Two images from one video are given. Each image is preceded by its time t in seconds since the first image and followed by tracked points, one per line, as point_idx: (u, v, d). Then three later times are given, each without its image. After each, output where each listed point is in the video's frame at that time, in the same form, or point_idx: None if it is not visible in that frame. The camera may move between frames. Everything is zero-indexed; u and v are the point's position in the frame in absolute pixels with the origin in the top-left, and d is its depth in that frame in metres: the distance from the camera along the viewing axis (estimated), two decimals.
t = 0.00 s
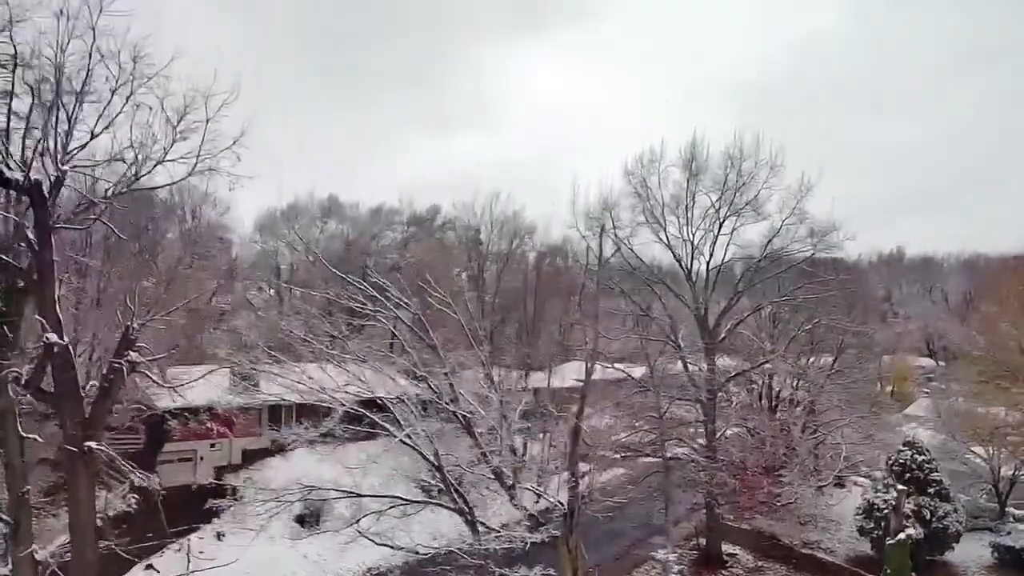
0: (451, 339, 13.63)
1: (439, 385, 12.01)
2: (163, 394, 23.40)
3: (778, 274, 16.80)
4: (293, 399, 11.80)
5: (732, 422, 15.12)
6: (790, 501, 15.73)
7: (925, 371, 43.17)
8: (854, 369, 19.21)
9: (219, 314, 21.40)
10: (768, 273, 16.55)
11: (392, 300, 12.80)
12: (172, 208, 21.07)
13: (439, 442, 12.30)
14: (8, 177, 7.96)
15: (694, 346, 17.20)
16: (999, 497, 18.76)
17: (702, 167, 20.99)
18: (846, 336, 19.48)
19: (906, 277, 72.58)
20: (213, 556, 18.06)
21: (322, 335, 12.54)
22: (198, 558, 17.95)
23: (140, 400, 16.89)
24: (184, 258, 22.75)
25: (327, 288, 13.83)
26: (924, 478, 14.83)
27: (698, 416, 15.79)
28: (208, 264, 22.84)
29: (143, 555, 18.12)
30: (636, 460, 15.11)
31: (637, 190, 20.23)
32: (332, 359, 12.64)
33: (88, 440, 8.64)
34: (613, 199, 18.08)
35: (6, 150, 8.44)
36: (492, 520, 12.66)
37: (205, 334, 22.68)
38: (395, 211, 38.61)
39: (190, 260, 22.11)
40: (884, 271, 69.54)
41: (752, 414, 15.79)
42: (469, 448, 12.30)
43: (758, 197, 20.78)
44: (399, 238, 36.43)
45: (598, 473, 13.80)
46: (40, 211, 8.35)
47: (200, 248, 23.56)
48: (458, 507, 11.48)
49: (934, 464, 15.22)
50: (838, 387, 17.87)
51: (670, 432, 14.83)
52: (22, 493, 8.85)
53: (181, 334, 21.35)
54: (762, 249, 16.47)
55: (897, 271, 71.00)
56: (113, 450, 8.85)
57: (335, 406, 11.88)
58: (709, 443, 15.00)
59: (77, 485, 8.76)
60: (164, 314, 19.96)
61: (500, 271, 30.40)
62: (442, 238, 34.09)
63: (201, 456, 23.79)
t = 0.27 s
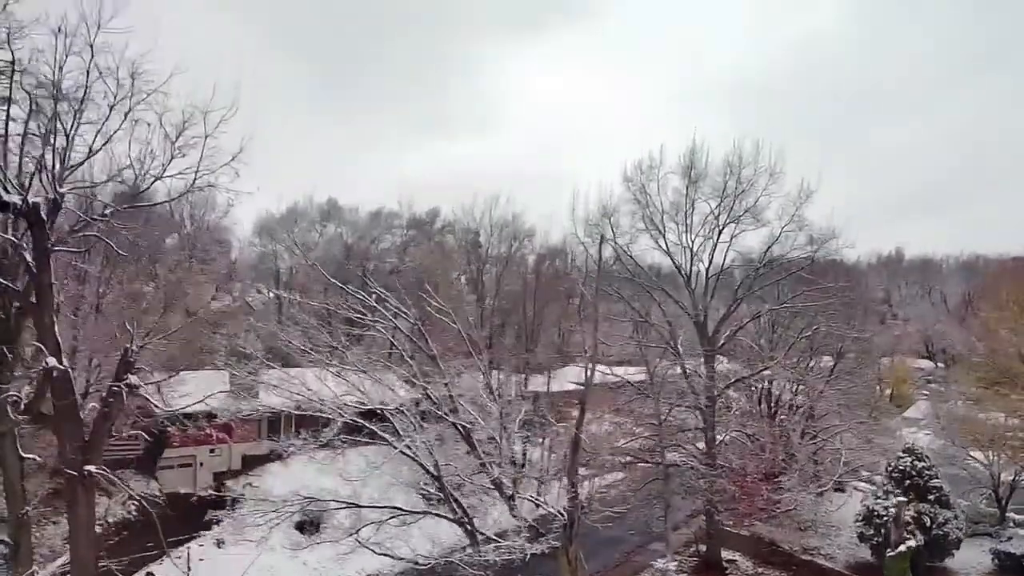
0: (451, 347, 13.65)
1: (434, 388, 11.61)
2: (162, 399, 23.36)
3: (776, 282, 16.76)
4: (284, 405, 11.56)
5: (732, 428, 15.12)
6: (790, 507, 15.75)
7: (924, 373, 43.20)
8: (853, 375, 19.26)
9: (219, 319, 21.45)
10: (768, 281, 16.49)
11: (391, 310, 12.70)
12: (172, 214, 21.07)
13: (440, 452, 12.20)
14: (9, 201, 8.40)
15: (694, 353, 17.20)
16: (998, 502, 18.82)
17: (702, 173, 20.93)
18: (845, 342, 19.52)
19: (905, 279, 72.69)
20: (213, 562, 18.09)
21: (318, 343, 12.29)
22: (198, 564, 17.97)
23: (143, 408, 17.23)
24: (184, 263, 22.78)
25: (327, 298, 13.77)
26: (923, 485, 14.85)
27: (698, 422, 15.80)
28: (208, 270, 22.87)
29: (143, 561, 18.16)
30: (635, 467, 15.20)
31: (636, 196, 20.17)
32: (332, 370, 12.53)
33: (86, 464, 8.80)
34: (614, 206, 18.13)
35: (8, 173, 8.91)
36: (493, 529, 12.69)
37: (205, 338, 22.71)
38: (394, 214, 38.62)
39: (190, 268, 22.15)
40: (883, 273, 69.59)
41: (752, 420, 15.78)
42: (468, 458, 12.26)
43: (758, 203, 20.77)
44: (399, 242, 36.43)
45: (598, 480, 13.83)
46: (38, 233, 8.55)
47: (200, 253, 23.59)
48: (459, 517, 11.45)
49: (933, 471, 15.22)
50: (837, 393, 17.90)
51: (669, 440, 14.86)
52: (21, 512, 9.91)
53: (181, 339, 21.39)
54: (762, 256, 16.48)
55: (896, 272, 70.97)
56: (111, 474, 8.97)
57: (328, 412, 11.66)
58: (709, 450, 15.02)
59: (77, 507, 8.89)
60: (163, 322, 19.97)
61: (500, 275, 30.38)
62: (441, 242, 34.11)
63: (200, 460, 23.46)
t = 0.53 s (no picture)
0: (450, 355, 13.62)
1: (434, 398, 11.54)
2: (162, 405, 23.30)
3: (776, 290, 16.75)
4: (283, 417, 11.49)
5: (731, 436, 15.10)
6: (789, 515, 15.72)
7: (924, 376, 43.22)
8: (852, 381, 19.26)
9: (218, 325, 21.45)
10: (768, 290, 16.47)
11: (392, 321, 12.66)
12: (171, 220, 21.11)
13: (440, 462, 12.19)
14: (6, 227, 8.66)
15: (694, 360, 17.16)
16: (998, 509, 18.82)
17: (702, 180, 20.89)
18: (845, 349, 19.52)
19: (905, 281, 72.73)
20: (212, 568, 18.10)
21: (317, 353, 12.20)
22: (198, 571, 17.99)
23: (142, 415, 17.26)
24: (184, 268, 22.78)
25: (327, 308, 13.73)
26: (922, 492, 14.76)
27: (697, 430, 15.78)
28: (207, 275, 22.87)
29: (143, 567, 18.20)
30: (635, 475, 15.20)
31: (636, 204, 20.13)
32: (331, 381, 12.47)
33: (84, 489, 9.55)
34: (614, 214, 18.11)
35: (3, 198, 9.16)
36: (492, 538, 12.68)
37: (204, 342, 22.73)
38: (394, 217, 38.63)
39: (189, 274, 22.17)
40: (883, 275, 69.62)
41: (752, 427, 15.78)
42: (468, 467, 12.24)
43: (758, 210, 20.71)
44: (398, 246, 36.47)
45: (597, 489, 13.84)
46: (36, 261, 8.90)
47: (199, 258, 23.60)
48: (457, 529, 11.41)
49: (932, 479, 15.24)
50: (837, 400, 17.89)
51: (669, 448, 14.88)
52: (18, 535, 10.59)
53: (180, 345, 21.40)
54: (762, 263, 16.43)
55: (896, 275, 71.00)
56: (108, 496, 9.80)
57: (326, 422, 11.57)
58: (708, 458, 15.02)
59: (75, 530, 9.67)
60: (162, 329, 19.99)
61: (500, 279, 30.39)
62: (440, 246, 34.11)
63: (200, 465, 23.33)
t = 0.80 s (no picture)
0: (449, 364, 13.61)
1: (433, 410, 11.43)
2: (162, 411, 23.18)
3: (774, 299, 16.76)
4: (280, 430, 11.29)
5: (730, 443, 15.10)
6: (789, 523, 15.66)
7: (923, 380, 43.27)
8: (851, 388, 19.25)
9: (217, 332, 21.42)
10: (766, 298, 16.48)
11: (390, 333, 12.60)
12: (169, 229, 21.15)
13: (439, 472, 12.18)
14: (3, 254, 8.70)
15: (693, 366, 17.10)
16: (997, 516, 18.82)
17: (701, 188, 20.84)
18: (844, 356, 19.51)
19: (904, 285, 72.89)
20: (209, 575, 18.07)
21: (315, 364, 12.06)
22: None
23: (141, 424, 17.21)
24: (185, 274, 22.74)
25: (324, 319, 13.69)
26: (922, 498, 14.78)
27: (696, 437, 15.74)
28: (206, 282, 22.85)
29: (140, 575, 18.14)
30: (634, 484, 15.19)
31: (636, 211, 20.08)
32: (330, 392, 12.37)
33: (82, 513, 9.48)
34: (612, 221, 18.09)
35: None
36: (489, 546, 12.66)
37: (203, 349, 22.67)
38: (394, 223, 38.68)
39: (186, 282, 22.20)
40: (882, 279, 69.70)
41: (751, 435, 15.77)
42: (467, 477, 12.21)
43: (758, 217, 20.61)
44: (397, 252, 36.50)
45: (595, 497, 13.83)
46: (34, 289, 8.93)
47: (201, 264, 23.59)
48: (454, 539, 11.35)
49: (932, 486, 15.22)
50: (835, 408, 17.87)
51: (668, 456, 14.88)
52: (17, 554, 10.52)
53: (181, 351, 21.40)
54: (761, 270, 16.36)
55: (895, 278, 71.09)
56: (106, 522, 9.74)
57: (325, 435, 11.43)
58: (707, 464, 15.00)
59: (74, 553, 9.63)
60: (161, 337, 19.98)
61: (498, 286, 30.41)
62: (439, 252, 34.14)
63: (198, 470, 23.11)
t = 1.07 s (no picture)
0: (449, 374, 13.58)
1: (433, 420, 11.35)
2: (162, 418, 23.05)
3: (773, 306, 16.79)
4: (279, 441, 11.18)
5: (729, 450, 15.09)
6: (788, 530, 15.62)
7: (922, 383, 43.33)
8: (850, 394, 19.26)
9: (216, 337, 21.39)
10: (764, 305, 16.51)
11: (389, 342, 12.59)
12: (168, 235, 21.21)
13: (438, 480, 12.18)
14: None
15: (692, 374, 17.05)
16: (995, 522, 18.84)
17: (700, 195, 20.85)
18: (842, 363, 19.53)
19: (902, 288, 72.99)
20: None
21: (313, 374, 11.97)
22: None
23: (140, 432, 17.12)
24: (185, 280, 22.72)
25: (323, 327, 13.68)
26: (920, 505, 14.82)
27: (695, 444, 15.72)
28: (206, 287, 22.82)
29: None
30: (633, 491, 15.21)
31: (635, 218, 20.08)
32: (330, 403, 12.29)
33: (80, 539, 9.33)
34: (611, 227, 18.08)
35: None
36: (487, 556, 12.62)
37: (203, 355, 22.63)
38: (392, 227, 38.72)
39: (185, 287, 22.24)
40: (881, 281, 69.78)
41: (749, 441, 15.81)
42: (465, 485, 12.22)
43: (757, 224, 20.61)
44: (396, 257, 36.57)
45: (595, 505, 13.81)
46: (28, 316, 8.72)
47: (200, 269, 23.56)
48: (452, 549, 11.29)
49: (930, 492, 15.20)
50: (835, 415, 17.87)
51: (666, 464, 14.91)
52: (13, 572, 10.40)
53: (181, 356, 21.37)
54: (761, 277, 16.34)
55: (894, 280, 71.16)
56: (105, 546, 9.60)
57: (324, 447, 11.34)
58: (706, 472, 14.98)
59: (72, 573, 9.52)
60: (162, 343, 19.95)
61: (498, 290, 30.46)
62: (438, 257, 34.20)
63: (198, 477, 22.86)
